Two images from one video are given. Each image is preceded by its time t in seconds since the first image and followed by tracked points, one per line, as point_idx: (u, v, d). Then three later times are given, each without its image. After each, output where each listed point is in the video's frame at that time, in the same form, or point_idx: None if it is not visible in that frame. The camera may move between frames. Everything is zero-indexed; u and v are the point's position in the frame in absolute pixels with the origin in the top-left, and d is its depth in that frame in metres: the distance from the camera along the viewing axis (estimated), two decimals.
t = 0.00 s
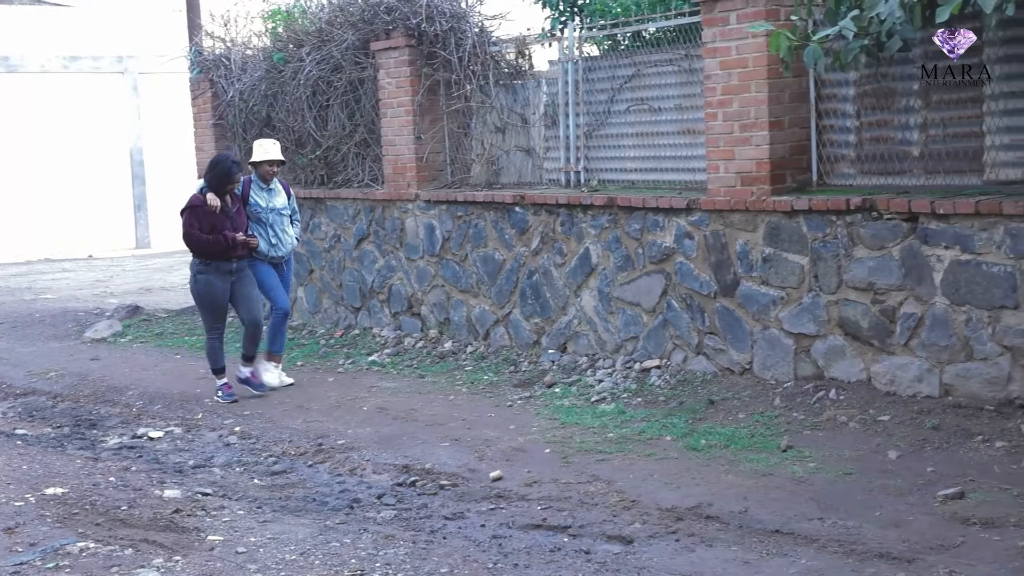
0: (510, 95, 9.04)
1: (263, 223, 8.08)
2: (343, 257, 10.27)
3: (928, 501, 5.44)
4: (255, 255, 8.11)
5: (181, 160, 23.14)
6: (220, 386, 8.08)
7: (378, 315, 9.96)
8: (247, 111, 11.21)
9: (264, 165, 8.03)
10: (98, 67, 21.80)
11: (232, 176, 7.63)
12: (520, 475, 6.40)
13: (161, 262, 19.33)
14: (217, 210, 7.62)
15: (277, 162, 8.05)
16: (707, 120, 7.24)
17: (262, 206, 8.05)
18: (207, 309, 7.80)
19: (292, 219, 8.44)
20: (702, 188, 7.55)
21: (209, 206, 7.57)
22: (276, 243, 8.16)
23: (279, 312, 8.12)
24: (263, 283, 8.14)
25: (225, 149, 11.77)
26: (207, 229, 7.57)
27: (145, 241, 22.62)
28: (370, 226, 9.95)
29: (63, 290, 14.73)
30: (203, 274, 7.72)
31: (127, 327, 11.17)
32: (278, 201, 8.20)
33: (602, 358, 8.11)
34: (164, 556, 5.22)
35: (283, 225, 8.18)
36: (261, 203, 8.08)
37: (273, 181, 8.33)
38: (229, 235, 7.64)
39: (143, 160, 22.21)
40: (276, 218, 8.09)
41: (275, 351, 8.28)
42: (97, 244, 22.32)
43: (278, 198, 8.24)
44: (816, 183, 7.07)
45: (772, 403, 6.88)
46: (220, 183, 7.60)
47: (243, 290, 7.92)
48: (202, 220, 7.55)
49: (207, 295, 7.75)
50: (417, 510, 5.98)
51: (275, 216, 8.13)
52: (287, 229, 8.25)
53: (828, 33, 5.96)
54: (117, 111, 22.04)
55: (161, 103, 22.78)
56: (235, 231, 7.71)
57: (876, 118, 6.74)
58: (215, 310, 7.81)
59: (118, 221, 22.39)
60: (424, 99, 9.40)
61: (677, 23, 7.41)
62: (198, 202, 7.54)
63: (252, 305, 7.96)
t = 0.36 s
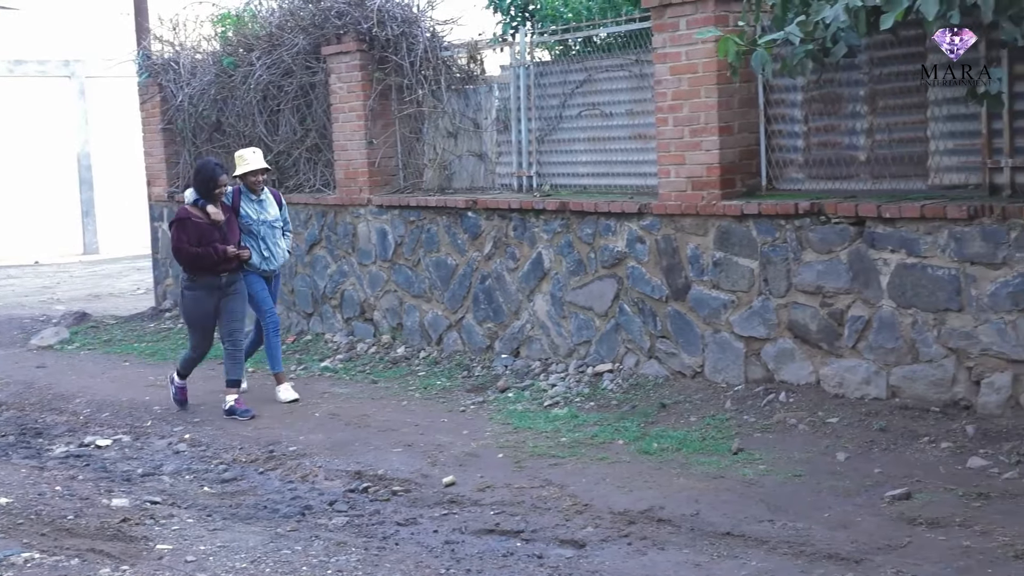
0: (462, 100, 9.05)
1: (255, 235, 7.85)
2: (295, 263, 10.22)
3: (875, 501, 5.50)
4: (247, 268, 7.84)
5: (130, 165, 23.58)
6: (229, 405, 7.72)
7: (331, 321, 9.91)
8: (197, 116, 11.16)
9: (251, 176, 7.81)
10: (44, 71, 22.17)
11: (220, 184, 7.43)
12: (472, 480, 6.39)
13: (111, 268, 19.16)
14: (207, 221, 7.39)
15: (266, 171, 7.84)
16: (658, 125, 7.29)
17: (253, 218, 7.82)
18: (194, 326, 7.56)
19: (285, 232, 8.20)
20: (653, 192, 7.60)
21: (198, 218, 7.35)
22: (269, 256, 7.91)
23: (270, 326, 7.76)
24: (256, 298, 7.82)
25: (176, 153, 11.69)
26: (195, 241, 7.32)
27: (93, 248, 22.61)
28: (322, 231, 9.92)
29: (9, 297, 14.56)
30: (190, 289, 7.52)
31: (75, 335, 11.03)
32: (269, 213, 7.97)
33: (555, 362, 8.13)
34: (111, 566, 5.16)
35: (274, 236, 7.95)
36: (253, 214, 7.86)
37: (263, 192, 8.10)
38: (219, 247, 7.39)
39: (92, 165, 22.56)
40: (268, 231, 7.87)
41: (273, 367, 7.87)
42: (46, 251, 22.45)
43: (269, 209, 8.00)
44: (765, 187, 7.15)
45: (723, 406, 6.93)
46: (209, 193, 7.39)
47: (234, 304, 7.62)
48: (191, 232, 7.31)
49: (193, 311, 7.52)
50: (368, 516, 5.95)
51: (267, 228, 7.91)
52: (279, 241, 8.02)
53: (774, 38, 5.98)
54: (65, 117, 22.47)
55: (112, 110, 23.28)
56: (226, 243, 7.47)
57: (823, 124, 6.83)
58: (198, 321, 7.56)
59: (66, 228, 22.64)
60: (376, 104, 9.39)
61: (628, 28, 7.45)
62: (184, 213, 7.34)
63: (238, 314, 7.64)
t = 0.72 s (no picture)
0: (435, 105, 9.04)
1: (261, 235, 7.49)
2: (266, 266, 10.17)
3: (843, 509, 5.53)
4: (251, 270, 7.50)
5: (98, 166, 23.49)
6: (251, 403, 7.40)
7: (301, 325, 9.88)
8: (168, 118, 11.14)
9: (265, 172, 7.46)
10: (12, 71, 22.09)
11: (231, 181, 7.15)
12: (442, 486, 6.38)
13: (78, 270, 19.00)
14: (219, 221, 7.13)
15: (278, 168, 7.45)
16: (631, 132, 7.33)
17: (260, 218, 7.46)
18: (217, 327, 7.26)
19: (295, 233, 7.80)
20: (625, 199, 7.62)
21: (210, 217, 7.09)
22: (274, 258, 7.55)
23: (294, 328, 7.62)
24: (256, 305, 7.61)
25: (146, 155, 11.62)
26: (207, 243, 7.06)
27: (60, 248, 22.65)
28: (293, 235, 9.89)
29: None
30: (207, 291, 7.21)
31: (42, 337, 10.94)
32: (278, 213, 7.59)
33: (526, 368, 8.14)
34: (76, 571, 5.11)
35: (282, 237, 7.56)
36: (260, 213, 7.50)
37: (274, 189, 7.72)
38: (232, 250, 7.15)
39: (59, 165, 22.56)
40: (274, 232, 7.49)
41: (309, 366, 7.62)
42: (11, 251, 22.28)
43: (278, 209, 7.63)
44: (736, 195, 7.20)
45: (693, 412, 6.95)
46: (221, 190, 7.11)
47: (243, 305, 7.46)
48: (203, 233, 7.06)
49: (217, 311, 7.22)
50: (338, 521, 5.92)
51: (274, 229, 7.53)
52: (288, 241, 7.64)
53: (746, 47, 6.05)
54: (33, 117, 22.37)
55: (81, 111, 23.21)
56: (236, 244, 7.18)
57: (794, 133, 6.88)
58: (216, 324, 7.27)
59: (33, 229, 22.43)
60: (348, 108, 9.37)
61: (600, 35, 7.47)
62: (196, 213, 7.08)
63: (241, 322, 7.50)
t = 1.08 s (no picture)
0: (405, 107, 9.03)
1: (278, 237, 7.22)
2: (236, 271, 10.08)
3: (813, 509, 5.57)
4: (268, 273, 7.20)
5: (65, 169, 23.35)
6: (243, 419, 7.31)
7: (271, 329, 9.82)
8: (136, 121, 11.08)
9: (279, 169, 7.16)
10: None
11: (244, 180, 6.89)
12: (414, 489, 6.36)
13: (44, 275, 18.82)
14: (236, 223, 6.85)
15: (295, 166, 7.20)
16: (601, 135, 7.35)
17: (278, 219, 7.20)
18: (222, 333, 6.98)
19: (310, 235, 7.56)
20: (596, 202, 7.66)
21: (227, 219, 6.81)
22: (293, 260, 7.26)
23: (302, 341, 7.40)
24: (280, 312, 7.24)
25: (113, 159, 11.53)
26: (226, 246, 6.79)
27: (27, 253, 22.26)
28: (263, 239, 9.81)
29: None
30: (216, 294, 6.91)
31: (8, 343, 10.83)
32: (294, 213, 7.34)
33: (498, 371, 8.14)
34: None
35: (299, 238, 7.30)
36: (277, 215, 7.24)
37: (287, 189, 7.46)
38: (251, 254, 6.88)
39: (25, 169, 22.36)
40: (291, 232, 7.24)
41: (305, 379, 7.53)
42: None
43: (294, 209, 7.37)
44: (706, 198, 7.24)
45: (664, 414, 6.97)
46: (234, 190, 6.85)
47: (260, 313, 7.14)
48: (220, 236, 6.78)
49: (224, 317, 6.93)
50: (309, 526, 5.89)
51: (292, 229, 7.27)
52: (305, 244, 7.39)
53: (713, 50, 6.09)
54: None
55: (46, 114, 23.05)
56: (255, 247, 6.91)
57: (763, 136, 6.94)
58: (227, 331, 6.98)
59: None
60: (318, 111, 9.34)
61: (571, 38, 7.48)
62: (211, 213, 6.78)
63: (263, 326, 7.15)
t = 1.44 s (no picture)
0: (370, 110, 9.02)
1: (289, 253, 6.90)
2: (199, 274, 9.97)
3: (777, 510, 5.60)
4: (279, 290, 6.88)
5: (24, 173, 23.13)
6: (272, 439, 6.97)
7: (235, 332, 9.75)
8: (97, 123, 10.98)
9: (284, 180, 6.82)
10: None
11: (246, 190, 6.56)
12: (380, 493, 6.34)
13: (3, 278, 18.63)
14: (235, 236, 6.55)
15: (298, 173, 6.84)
16: (566, 138, 7.37)
17: (288, 234, 6.87)
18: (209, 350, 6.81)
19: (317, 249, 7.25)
20: (561, 205, 7.67)
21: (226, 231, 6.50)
22: (303, 276, 6.95)
23: (304, 351, 6.87)
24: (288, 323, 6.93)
25: (74, 161, 11.42)
26: (223, 260, 6.49)
27: None
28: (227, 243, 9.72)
29: None
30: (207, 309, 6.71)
31: None
32: (303, 227, 7.02)
33: (463, 374, 8.14)
34: None
35: (309, 254, 7.00)
36: (286, 230, 6.91)
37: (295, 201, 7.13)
38: (248, 266, 6.58)
39: None
40: (302, 248, 6.93)
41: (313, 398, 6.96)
42: None
43: (303, 223, 7.04)
44: (671, 201, 7.28)
45: (629, 416, 6.99)
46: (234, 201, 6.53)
47: (261, 329, 6.83)
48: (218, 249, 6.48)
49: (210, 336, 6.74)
50: (273, 531, 5.85)
51: (302, 245, 6.96)
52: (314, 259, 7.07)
53: (677, 53, 6.12)
54: None
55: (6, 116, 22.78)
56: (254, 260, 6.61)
57: (727, 139, 6.98)
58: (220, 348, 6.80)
59: None
60: (282, 113, 9.26)
61: (535, 41, 7.50)
62: (208, 224, 6.52)
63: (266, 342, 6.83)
